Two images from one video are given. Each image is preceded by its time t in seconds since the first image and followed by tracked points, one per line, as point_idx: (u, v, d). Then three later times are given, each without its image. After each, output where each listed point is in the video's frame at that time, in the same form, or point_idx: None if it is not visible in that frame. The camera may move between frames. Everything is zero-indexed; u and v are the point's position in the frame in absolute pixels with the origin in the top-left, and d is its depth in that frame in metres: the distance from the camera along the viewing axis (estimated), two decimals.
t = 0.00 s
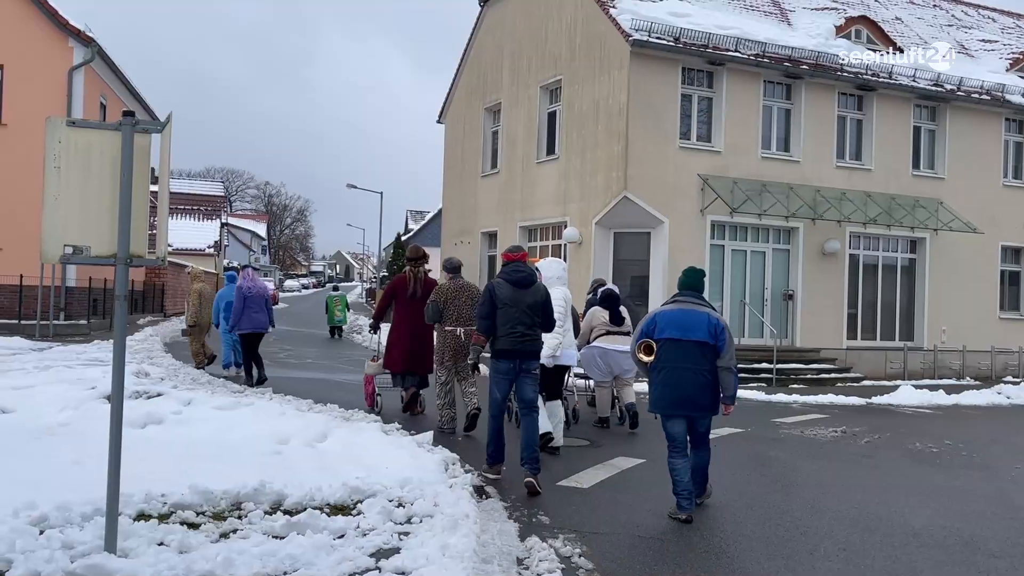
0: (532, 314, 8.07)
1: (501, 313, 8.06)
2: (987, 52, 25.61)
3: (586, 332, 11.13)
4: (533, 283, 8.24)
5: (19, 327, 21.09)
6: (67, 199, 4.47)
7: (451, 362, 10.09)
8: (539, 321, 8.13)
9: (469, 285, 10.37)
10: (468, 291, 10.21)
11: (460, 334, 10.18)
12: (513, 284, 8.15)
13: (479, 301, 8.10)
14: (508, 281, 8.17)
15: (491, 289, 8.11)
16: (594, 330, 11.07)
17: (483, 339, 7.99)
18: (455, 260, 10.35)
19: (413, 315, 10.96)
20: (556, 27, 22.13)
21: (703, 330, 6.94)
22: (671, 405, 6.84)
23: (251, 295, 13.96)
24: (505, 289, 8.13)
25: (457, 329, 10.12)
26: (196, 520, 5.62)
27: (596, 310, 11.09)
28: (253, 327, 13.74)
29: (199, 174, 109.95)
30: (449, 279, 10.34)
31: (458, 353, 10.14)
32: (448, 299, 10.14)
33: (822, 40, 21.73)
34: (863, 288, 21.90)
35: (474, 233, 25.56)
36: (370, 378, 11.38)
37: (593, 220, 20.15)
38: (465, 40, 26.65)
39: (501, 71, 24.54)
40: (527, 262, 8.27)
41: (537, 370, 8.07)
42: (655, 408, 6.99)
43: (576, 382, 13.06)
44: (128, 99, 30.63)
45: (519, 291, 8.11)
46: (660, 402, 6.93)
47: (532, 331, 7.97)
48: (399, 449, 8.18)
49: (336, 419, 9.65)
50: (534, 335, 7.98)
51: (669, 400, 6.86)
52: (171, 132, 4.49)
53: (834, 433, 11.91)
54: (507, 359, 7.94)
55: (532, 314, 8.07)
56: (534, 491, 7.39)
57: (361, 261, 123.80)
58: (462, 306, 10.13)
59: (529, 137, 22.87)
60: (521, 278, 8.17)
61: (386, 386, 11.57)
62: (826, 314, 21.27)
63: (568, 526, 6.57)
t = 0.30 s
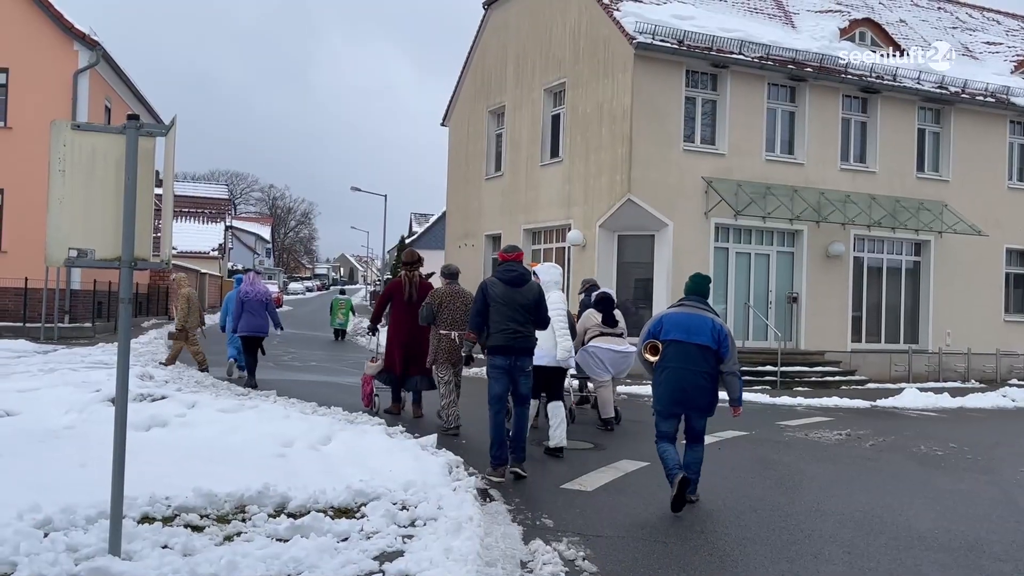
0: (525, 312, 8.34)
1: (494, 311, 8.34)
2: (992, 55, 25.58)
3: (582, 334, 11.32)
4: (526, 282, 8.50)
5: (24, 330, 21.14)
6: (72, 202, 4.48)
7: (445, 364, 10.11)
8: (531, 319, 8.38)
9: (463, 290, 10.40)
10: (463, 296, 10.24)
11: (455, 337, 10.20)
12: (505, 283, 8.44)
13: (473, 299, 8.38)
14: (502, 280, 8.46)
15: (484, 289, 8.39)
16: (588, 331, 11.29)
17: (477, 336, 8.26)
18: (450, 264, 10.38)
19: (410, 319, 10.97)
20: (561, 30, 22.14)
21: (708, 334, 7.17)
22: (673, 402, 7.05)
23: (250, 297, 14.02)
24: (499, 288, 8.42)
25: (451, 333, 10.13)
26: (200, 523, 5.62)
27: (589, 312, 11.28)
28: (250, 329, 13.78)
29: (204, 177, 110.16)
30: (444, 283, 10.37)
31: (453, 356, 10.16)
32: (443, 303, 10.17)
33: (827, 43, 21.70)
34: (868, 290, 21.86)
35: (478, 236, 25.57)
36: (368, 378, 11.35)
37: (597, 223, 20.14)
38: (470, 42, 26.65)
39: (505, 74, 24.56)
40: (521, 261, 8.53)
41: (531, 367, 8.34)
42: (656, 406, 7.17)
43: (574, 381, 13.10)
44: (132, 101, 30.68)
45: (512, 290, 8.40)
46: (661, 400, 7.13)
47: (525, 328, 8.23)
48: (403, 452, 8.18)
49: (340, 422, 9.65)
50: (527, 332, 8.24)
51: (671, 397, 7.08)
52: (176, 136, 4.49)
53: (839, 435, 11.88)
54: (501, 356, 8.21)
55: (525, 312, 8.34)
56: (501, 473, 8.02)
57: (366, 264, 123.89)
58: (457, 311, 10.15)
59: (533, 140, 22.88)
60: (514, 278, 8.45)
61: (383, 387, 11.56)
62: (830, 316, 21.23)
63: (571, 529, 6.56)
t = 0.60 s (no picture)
0: (521, 316, 8.51)
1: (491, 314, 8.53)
2: (992, 58, 25.58)
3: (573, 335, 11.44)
4: (524, 288, 8.66)
5: (24, 333, 21.14)
6: (72, 205, 4.49)
7: (433, 360, 10.33)
8: (528, 323, 8.53)
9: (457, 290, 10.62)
10: (457, 296, 10.47)
11: (445, 336, 10.42)
12: (504, 288, 8.61)
13: (472, 303, 8.58)
14: (500, 286, 8.63)
15: (483, 293, 8.59)
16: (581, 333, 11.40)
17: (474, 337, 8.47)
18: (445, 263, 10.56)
19: (401, 318, 11.07)
20: (561, 33, 22.15)
21: (703, 332, 7.77)
22: (677, 398, 7.57)
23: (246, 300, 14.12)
24: (496, 292, 8.60)
25: (443, 330, 10.35)
26: (200, 526, 5.62)
27: (583, 314, 11.37)
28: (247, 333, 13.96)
29: (205, 180, 110.24)
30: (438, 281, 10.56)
31: (442, 352, 10.37)
32: (438, 301, 10.38)
33: (828, 45, 21.71)
34: (868, 293, 21.85)
35: (478, 239, 25.58)
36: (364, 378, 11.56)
37: (597, 226, 20.14)
38: (471, 44, 26.65)
39: (505, 76, 24.59)
40: (520, 267, 8.68)
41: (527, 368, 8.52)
42: (656, 401, 7.67)
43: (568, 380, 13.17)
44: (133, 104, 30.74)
45: (510, 295, 8.56)
46: (663, 395, 7.63)
47: (520, 331, 8.41)
48: (404, 455, 8.18)
49: (340, 425, 9.65)
50: (522, 335, 8.42)
51: (672, 392, 7.61)
52: (175, 138, 4.49)
53: (840, 438, 11.86)
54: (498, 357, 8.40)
55: (520, 316, 8.50)
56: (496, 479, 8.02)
57: (367, 267, 123.75)
58: (450, 310, 10.36)
59: (534, 142, 22.89)
60: (512, 283, 8.62)
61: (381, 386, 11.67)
62: (831, 319, 21.21)
63: (571, 531, 6.55)
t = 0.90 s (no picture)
0: (517, 312, 8.76)
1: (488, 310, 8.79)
2: (989, 59, 25.62)
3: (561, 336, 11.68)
4: (520, 285, 8.90)
5: (21, 335, 21.10)
6: (68, 205, 4.48)
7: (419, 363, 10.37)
8: (523, 319, 8.80)
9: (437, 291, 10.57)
10: (437, 298, 10.43)
11: (429, 338, 10.42)
12: (501, 286, 8.85)
13: (470, 301, 8.82)
14: (497, 282, 8.88)
15: (480, 289, 8.81)
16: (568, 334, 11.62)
17: (473, 333, 8.72)
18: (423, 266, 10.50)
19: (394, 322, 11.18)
20: (559, 34, 22.14)
21: (684, 330, 8.12)
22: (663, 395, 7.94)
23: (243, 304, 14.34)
24: (493, 289, 8.85)
25: (425, 333, 10.35)
26: (197, 527, 5.60)
27: (568, 317, 11.61)
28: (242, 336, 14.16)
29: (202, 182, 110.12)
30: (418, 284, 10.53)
31: (428, 355, 10.40)
32: (419, 305, 10.35)
33: (824, 47, 21.74)
34: (866, 294, 21.87)
35: (476, 240, 25.57)
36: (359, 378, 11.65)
37: (595, 227, 20.14)
38: (468, 46, 26.65)
39: (503, 78, 24.59)
40: (516, 266, 8.90)
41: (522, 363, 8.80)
42: (643, 399, 8.02)
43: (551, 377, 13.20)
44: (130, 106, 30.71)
45: (506, 293, 8.81)
46: (650, 392, 7.99)
47: (516, 328, 8.68)
48: (401, 456, 8.18)
49: (338, 427, 9.64)
50: (518, 330, 8.69)
51: (658, 389, 7.98)
52: (172, 139, 4.48)
53: (837, 439, 11.88)
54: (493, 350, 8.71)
55: (516, 313, 8.76)
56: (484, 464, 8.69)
57: (365, 268, 123.65)
58: (431, 312, 10.33)
59: (531, 143, 22.90)
60: (508, 281, 8.86)
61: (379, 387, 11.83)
62: (828, 320, 21.23)
63: (568, 533, 6.55)
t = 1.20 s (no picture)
0: (499, 313, 9.18)
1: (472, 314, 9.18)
2: (982, 60, 25.70)
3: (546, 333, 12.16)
4: (501, 287, 9.31)
5: (14, 336, 21.03)
6: (61, 206, 4.46)
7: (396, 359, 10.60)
8: (505, 320, 9.21)
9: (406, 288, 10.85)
10: (408, 295, 10.71)
11: (403, 334, 10.69)
12: (482, 289, 9.25)
13: (454, 305, 9.19)
14: (478, 287, 9.28)
15: (462, 294, 9.19)
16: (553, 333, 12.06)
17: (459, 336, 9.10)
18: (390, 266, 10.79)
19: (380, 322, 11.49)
20: (553, 35, 22.16)
21: (664, 329, 8.47)
22: (641, 389, 8.29)
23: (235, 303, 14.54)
24: (475, 293, 9.24)
25: (398, 330, 10.60)
26: (190, 529, 5.59)
27: (551, 314, 12.24)
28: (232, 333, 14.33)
29: (196, 182, 109.84)
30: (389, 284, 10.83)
31: (403, 351, 10.63)
32: (388, 303, 10.63)
33: (818, 48, 21.80)
34: (860, 294, 21.92)
35: (470, 241, 25.57)
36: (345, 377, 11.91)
37: (590, 228, 20.15)
38: (463, 47, 26.65)
39: (497, 78, 24.60)
40: (496, 269, 9.29)
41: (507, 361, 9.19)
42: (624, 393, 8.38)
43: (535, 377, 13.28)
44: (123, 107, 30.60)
45: (488, 295, 9.22)
46: (629, 386, 8.34)
47: (500, 328, 9.09)
48: (396, 457, 8.19)
49: (332, 428, 9.64)
50: (502, 331, 9.12)
51: (637, 384, 8.31)
52: (166, 139, 4.48)
53: (831, 439, 11.91)
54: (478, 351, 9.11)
55: (499, 314, 9.19)
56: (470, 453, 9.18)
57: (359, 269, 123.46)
58: (401, 309, 10.61)
59: (525, 144, 22.91)
60: (489, 284, 9.26)
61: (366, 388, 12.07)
62: (822, 320, 21.28)
63: (563, 534, 6.54)
